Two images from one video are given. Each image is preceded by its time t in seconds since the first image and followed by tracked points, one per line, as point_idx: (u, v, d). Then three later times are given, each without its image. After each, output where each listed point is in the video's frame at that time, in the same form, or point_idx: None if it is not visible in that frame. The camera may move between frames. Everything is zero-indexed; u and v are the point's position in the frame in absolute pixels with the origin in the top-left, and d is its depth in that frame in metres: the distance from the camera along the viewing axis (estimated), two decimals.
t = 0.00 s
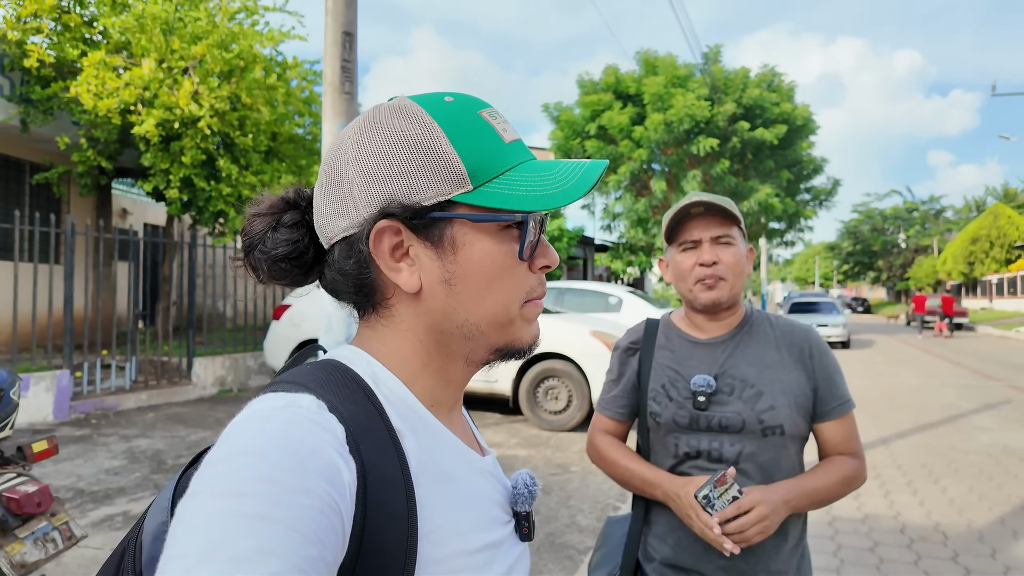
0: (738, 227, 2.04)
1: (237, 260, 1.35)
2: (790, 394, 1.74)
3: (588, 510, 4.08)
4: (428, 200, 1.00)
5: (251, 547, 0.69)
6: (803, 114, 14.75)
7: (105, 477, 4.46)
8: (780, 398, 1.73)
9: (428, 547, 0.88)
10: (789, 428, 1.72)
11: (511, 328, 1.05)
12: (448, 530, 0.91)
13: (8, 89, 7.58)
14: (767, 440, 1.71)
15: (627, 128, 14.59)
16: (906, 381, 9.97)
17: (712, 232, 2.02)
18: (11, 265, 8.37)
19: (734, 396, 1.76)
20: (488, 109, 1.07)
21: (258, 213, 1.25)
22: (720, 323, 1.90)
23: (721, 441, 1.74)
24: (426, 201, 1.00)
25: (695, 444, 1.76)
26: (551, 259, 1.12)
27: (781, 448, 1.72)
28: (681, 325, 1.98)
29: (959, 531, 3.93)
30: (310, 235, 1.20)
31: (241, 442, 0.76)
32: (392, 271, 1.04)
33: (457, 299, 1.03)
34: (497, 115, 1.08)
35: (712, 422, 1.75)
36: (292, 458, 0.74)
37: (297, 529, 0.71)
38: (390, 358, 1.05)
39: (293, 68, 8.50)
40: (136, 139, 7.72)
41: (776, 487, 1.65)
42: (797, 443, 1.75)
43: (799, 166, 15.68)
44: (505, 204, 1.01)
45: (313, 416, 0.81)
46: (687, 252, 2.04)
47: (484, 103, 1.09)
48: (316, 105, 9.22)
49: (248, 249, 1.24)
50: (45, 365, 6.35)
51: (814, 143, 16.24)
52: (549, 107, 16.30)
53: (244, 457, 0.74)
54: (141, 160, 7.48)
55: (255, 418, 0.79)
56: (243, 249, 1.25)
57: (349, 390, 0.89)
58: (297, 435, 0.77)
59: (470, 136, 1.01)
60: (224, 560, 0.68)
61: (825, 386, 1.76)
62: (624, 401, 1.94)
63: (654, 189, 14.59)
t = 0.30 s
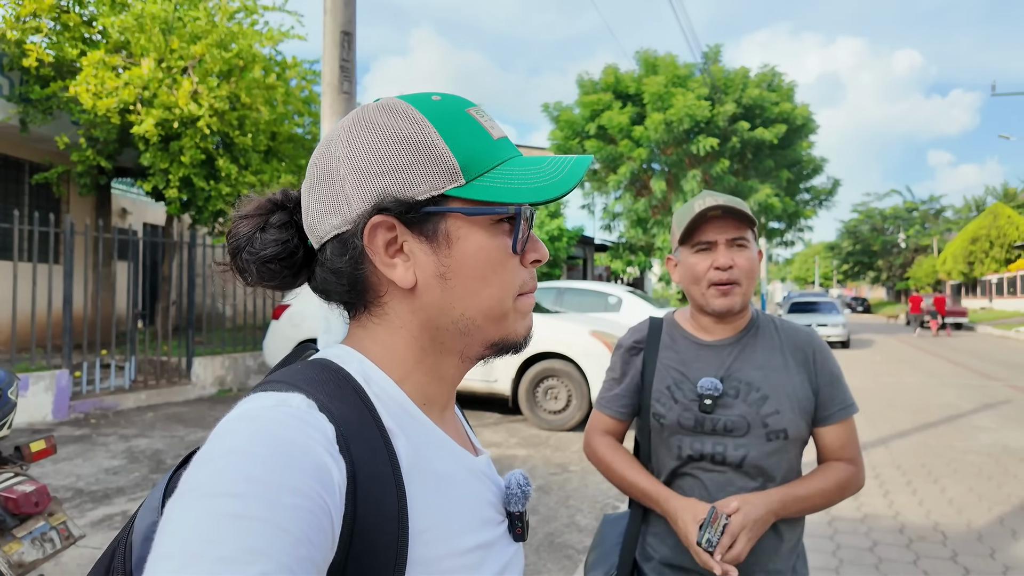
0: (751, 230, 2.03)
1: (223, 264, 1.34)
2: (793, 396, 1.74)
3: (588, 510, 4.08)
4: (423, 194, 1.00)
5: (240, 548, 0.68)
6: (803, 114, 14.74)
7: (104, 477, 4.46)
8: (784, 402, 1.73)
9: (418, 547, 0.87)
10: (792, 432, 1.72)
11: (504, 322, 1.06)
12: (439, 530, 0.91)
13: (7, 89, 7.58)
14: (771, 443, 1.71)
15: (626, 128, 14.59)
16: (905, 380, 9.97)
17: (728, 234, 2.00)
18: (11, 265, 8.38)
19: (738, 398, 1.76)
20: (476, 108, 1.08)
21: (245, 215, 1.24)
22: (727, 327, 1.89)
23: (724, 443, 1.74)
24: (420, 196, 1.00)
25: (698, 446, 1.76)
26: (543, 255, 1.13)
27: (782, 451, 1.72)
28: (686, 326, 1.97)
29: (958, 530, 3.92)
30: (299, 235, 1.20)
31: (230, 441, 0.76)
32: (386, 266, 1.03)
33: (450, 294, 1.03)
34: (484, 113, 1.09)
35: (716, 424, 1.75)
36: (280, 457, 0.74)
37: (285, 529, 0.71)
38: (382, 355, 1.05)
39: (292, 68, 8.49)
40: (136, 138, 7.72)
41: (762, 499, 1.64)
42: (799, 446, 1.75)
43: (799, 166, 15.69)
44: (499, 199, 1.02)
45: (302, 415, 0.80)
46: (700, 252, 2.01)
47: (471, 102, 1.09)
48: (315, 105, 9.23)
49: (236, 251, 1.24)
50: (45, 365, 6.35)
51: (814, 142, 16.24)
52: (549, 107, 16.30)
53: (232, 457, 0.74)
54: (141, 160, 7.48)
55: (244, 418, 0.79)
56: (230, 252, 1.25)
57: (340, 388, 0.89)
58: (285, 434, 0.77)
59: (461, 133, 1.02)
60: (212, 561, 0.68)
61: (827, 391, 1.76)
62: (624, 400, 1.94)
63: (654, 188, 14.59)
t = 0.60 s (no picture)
0: (756, 225, 2.05)
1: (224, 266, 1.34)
2: (799, 394, 1.74)
3: (588, 510, 4.08)
4: (433, 193, 1.00)
5: (240, 546, 0.68)
6: (803, 114, 14.74)
7: (105, 477, 4.46)
8: (789, 400, 1.73)
9: (419, 546, 0.87)
10: (797, 430, 1.71)
11: (510, 321, 1.06)
12: (442, 530, 0.91)
13: (7, 88, 7.58)
14: (776, 441, 1.71)
15: (627, 128, 14.58)
16: (905, 380, 9.97)
17: (735, 229, 2.00)
18: (10, 265, 8.38)
19: (743, 397, 1.76)
20: (479, 109, 1.08)
21: (247, 216, 1.24)
22: (737, 323, 1.89)
23: (728, 442, 1.74)
24: (431, 194, 1.00)
25: (703, 444, 1.76)
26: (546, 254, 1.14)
27: (788, 450, 1.71)
28: (693, 325, 1.96)
29: (959, 530, 3.92)
30: (302, 235, 1.19)
31: (233, 440, 0.75)
32: (394, 265, 1.03)
33: (458, 293, 1.03)
34: (487, 115, 1.09)
35: (721, 423, 1.75)
36: (283, 455, 0.74)
37: (288, 526, 0.71)
38: (388, 356, 1.05)
39: (292, 68, 8.49)
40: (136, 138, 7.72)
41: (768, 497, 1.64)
42: (805, 444, 1.75)
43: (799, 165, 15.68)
44: (508, 197, 1.03)
45: (305, 414, 0.80)
46: (708, 249, 2.00)
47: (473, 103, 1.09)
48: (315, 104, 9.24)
49: (237, 252, 1.24)
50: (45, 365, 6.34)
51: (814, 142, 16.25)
52: (549, 106, 16.29)
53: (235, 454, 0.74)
54: (141, 159, 7.48)
55: (247, 415, 0.79)
56: (232, 253, 1.24)
57: (343, 387, 0.89)
58: (289, 431, 0.77)
59: (469, 131, 1.03)
60: (215, 559, 0.67)
61: (832, 389, 1.76)
62: (627, 400, 1.93)
63: (654, 188, 14.59)
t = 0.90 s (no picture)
0: (739, 222, 2.07)
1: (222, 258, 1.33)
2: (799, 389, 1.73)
3: (588, 509, 4.07)
4: (438, 191, 1.00)
5: (237, 542, 0.68)
6: (803, 113, 14.73)
7: (104, 476, 4.45)
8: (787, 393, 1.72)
9: (416, 542, 0.87)
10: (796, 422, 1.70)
11: (511, 320, 1.06)
12: (439, 526, 0.90)
13: (7, 88, 7.58)
14: (775, 434, 1.70)
15: (627, 127, 14.57)
16: (905, 380, 9.96)
17: (720, 229, 2.01)
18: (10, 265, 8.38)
19: (741, 391, 1.76)
20: (483, 109, 1.09)
21: (245, 209, 1.23)
22: (730, 319, 1.90)
23: (728, 438, 1.73)
24: (436, 193, 1.00)
25: (702, 439, 1.75)
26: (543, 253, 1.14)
27: (788, 444, 1.70)
28: (687, 323, 1.96)
29: (959, 530, 3.92)
30: (302, 229, 1.19)
31: (230, 437, 0.75)
32: (398, 262, 1.02)
33: (461, 291, 1.03)
34: (490, 114, 1.10)
35: (719, 417, 1.75)
36: (279, 453, 0.74)
37: (284, 524, 0.70)
38: (386, 353, 1.04)
39: (292, 67, 8.48)
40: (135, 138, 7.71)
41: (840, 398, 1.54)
42: (804, 439, 1.74)
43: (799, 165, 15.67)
44: (512, 198, 1.03)
45: (301, 412, 0.80)
46: (696, 250, 2.01)
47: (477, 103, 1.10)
48: (315, 104, 9.24)
49: (236, 246, 1.23)
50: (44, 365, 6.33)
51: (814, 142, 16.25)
52: (549, 106, 16.29)
53: (231, 452, 0.73)
54: (141, 158, 7.48)
55: (243, 413, 0.78)
56: (230, 246, 1.24)
57: (340, 384, 0.88)
58: (286, 430, 0.76)
59: (474, 132, 1.03)
60: (211, 556, 0.67)
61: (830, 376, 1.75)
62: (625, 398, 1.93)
63: (654, 188, 14.59)
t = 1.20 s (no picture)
0: (734, 225, 2.06)
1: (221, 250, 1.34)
2: (796, 388, 1.73)
3: (587, 509, 4.07)
4: (434, 190, 0.99)
5: (234, 541, 0.68)
6: (803, 113, 14.73)
7: (103, 476, 4.45)
8: (783, 392, 1.72)
9: (413, 541, 0.87)
10: (793, 421, 1.70)
11: (506, 320, 1.06)
12: (433, 526, 0.90)
13: (6, 88, 7.59)
14: (772, 433, 1.70)
15: (627, 127, 14.56)
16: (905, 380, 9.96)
17: (714, 233, 2.01)
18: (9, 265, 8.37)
19: (737, 390, 1.76)
20: (487, 111, 1.09)
21: (245, 201, 1.23)
22: (723, 322, 1.90)
23: (725, 437, 1.73)
24: (432, 191, 0.99)
25: (701, 439, 1.75)
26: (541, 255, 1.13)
27: (785, 442, 1.70)
28: (683, 324, 1.97)
29: (958, 529, 3.92)
30: (301, 223, 1.19)
31: (226, 436, 0.75)
32: (393, 260, 1.02)
33: (456, 290, 1.02)
34: (494, 118, 1.09)
35: (716, 416, 1.74)
36: (275, 452, 0.73)
37: (281, 523, 0.70)
38: (381, 352, 1.04)
39: (291, 67, 8.47)
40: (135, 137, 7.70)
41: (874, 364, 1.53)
42: (803, 438, 1.73)
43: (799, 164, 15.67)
44: (509, 200, 1.03)
45: (298, 410, 0.80)
46: (689, 254, 2.02)
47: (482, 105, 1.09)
48: (314, 104, 9.24)
49: (235, 238, 1.23)
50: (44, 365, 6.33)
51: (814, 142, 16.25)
52: (549, 107, 16.29)
53: (227, 451, 0.73)
54: (140, 158, 7.48)
55: (239, 412, 0.78)
56: (229, 238, 1.24)
57: (336, 383, 0.88)
58: (282, 429, 0.76)
59: (474, 133, 1.03)
60: (207, 555, 0.67)
61: (825, 373, 1.74)
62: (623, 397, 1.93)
63: (654, 188, 14.59)
